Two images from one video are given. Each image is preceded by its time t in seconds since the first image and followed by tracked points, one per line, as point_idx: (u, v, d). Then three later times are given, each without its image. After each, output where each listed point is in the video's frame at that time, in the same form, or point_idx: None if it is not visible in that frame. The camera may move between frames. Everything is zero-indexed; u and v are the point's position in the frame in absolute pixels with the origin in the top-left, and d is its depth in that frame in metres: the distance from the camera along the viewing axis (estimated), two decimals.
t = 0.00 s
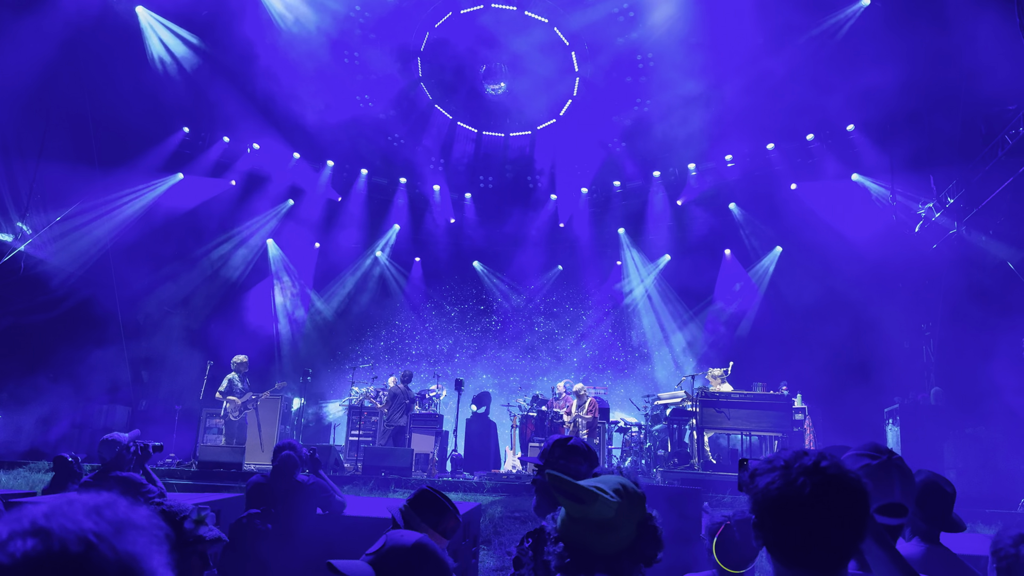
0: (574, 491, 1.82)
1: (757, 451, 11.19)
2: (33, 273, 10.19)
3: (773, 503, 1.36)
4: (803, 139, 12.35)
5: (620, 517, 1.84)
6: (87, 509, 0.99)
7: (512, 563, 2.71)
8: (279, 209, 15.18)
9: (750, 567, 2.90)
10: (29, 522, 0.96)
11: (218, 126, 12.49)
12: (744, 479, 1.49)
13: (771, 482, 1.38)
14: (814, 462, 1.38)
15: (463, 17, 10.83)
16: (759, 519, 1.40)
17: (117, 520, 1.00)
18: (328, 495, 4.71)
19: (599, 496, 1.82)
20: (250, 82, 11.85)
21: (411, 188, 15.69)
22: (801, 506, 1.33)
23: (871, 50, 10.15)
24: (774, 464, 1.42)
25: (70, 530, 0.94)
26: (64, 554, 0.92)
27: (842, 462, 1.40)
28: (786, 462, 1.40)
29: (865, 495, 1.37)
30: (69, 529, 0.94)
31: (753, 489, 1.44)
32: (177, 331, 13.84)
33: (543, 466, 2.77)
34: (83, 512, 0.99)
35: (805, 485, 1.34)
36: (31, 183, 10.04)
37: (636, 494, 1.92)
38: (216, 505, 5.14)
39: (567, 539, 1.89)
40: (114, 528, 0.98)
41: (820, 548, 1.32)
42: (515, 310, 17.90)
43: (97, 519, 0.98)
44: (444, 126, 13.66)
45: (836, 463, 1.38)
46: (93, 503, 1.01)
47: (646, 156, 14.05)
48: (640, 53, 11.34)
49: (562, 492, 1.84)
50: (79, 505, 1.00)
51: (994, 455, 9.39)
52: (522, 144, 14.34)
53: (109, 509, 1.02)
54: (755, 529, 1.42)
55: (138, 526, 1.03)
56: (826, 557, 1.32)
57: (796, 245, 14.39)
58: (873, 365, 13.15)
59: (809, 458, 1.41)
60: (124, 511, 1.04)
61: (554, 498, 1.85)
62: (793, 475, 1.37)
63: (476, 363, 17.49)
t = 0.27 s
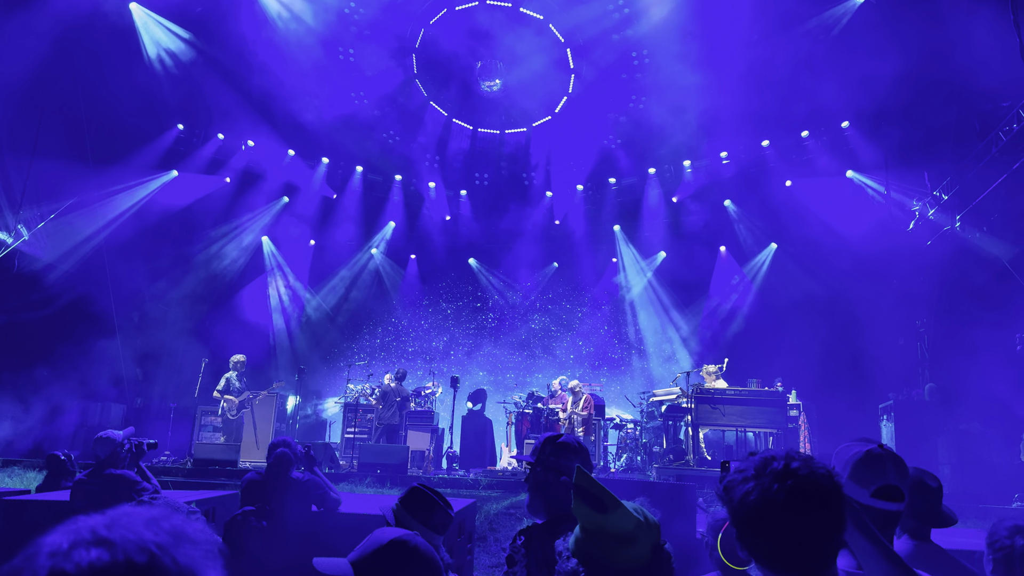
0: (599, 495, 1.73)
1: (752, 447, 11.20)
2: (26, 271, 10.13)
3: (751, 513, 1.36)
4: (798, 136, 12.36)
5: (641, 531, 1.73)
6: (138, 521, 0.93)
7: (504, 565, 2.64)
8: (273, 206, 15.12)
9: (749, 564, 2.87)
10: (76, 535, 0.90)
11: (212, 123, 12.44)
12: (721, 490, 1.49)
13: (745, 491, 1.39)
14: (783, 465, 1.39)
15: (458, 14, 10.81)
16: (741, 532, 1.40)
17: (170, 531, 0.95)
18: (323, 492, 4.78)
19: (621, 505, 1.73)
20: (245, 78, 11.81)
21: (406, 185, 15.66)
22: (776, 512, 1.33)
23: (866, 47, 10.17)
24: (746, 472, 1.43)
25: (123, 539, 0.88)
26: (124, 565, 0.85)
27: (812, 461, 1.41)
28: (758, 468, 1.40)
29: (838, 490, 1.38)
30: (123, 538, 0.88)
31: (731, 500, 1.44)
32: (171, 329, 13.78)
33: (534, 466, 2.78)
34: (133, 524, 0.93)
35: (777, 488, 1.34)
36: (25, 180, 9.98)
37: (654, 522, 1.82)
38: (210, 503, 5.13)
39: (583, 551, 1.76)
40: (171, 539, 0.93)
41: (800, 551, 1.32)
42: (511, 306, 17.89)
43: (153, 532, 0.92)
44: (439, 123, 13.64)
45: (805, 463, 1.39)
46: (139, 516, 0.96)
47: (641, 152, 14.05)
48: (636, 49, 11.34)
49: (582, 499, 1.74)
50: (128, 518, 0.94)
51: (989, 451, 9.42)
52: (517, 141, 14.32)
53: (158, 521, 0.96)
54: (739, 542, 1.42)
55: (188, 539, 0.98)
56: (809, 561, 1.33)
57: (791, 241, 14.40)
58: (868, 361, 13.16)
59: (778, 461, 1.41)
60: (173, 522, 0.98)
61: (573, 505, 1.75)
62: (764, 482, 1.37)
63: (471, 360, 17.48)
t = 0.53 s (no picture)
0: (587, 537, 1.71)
1: (749, 445, 11.21)
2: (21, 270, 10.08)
3: (777, 511, 1.37)
4: (794, 133, 12.36)
5: (636, 537, 1.74)
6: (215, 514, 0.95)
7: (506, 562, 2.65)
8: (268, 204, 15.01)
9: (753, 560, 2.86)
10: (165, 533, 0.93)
11: (208, 120, 12.42)
12: (740, 491, 1.50)
13: (769, 489, 1.39)
14: (808, 463, 1.40)
15: (454, 11, 10.80)
16: (763, 532, 1.41)
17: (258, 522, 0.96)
18: (319, 491, 4.78)
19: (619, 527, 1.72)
20: (239, 76, 11.78)
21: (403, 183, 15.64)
22: (804, 508, 1.34)
23: (864, 44, 10.17)
24: (768, 471, 1.44)
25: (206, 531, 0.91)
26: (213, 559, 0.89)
27: (833, 458, 1.43)
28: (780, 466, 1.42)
29: (861, 487, 1.40)
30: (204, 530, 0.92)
31: (750, 500, 1.45)
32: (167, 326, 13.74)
33: (538, 464, 2.78)
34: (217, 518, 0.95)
35: (804, 483, 1.36)
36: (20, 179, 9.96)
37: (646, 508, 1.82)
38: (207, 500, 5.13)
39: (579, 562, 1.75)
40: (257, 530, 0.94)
41: (828, 549, 1.33)
42: (507, 304, 17.89)
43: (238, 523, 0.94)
44: (436, 120, 13.63)
45: (827, 462, 1.41)
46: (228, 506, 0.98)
47: (638, 150, 14.05)
48: (632, 47, 11.35)
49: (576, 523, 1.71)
50: (223, 510, 0.97)
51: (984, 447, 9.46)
52: (513, 138, 14.32)
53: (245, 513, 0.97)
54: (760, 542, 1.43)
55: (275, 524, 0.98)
56: (834, 562, 1.34)
57: (787, 239, 14.42)
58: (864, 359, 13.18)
59: (800, 459, 1.42)
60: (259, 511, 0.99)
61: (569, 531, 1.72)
62: (789, 478, 1.38)
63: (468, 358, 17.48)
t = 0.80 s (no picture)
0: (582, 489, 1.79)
1: (746, 442, 11.22)
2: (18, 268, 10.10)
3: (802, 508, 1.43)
4: (791, 131, 12.32)
5: (630, 503, 1.77)
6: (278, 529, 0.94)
7: (509, 554, 2.70)
8: (267, 202, 15.00)
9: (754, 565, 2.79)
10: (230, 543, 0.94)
11: (205, 117, 12.38)
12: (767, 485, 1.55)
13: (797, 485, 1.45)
14: (840, 460, 1.33)
15: (452, 9, 10.78)
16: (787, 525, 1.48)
17: (330, 534, 0.96)
18: (317, 488, 4.77)
19: (609, 480, 1.76)
20: (236, 73, 11.74)
21: (400, 180, 15.61)
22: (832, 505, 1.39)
23: (862, 42, 10.17)
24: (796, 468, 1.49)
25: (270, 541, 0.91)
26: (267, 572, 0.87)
27: (865, 457, 1.36)
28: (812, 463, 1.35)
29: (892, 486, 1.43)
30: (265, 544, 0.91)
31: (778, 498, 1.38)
32: (164, 325, 13.69)
33: (545, 456, 2.82)
34: (284, 533, 0.95)
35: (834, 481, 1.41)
36: (17, 177, 9.98)
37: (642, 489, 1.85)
38: (205, 499, 5.13)
39: (573, 524, 1.77)
40: (327, 540, 0.94)
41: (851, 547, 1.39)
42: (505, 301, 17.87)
43: (296, 537, 0.93)
44: (433, 118, 13.61)
45: (859, 459, 1.34)
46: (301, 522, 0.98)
47: (635, 147, 14.04)
48: (630, 44, 11.35)
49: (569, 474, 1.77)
50: (299, 523, 0.97)
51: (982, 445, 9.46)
52: (511, 136, 14.30)
53: (314, 527, 0.97)
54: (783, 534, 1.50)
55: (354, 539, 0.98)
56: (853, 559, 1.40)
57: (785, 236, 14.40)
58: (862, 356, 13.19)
59: (832, 457, 1.35)
60: (331, 524, 0.99)
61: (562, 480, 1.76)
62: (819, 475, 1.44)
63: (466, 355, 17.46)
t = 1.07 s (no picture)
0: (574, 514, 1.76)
1: (745, 440, 11.23)
2: (15, 266, 10.06)
3: (857, 498, 1.43)
4: (790, 130, 12.20)
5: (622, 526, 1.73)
6: (265, 517, 0.96)
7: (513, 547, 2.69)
8: (266, 200, 15.04)
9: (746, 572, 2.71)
10: (222, 529, 0.95)
11: (204, 115, 12.35)
12: (819, 474, 1.57)
13: (850, 477, 1.46)
14: (895, 454, 1.47)
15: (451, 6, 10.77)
16: (836, 512, 1.48)
17: (317, 523, 0.97)
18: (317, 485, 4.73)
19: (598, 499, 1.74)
20: (235, 71, 11.73)
21: (399, 178, 15.59)
22: (888, 499, 1.40)
23: (860, 40, 10.17)
24: (850, 459, 1.50)
25: (254, 530, 0.93)
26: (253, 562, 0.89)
27: (917, 452, 1.49)
28: (866, 454, 1.48)
29: (943, 489, 1.45)
30: (251, 532, 0.93)
31: (829, 484, 1.52)
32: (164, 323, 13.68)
33: (555, 451, 2.84)
34: (268, 522, 0.95)
35: (890, 476, 1.42)
36: (15, 176, 9.96)
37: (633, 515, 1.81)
38: (204, 497, 5.13)
39: (562, 547, 1.80)
40: (314, 528, 0.95)
41: (899, 541, 1.40)
42: (505, 298, 17.83)
43: (281, 526, 0.94)
44: (433, 116, 13.60)
45: (913, 454, 1.47)
46: (289, 508, 1.00)
47: (635, 145, 14.04)
48: (629, 42, 11.36)
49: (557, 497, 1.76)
50: (287, 510, 0.98)
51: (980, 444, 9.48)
52: (510, 134, 14.29)
53: (302, 515, 0.98)
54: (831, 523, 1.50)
55: (341, 528, 1.00)
56: (900, 553, 1.41)
57: (784, 234, 14.40)
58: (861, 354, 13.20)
59: (886, 449, 1.49)
60: (319, 512, 1.00)
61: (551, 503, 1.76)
62: (874, 468, 1.44)
63: (465, 353, 17.45)
